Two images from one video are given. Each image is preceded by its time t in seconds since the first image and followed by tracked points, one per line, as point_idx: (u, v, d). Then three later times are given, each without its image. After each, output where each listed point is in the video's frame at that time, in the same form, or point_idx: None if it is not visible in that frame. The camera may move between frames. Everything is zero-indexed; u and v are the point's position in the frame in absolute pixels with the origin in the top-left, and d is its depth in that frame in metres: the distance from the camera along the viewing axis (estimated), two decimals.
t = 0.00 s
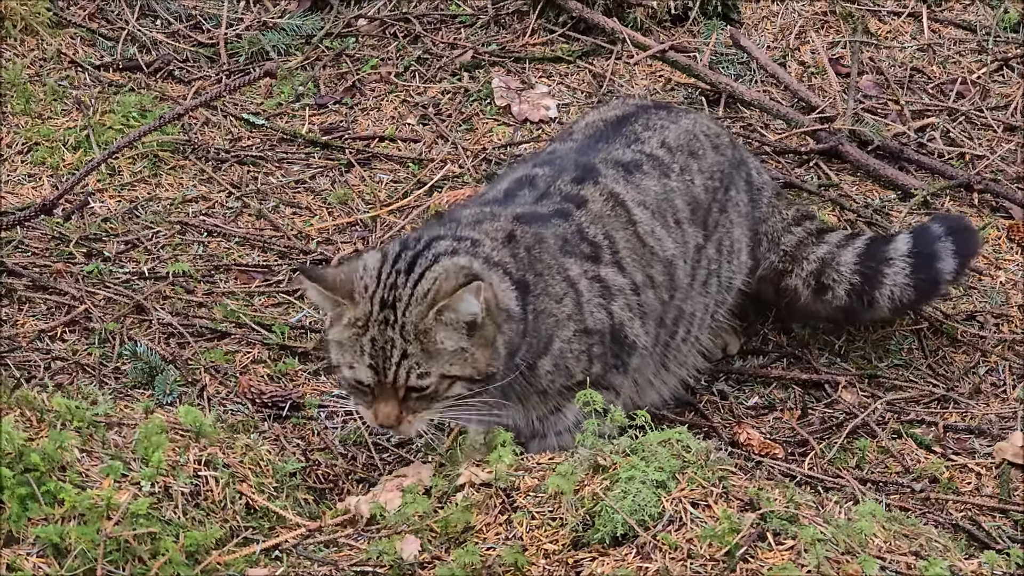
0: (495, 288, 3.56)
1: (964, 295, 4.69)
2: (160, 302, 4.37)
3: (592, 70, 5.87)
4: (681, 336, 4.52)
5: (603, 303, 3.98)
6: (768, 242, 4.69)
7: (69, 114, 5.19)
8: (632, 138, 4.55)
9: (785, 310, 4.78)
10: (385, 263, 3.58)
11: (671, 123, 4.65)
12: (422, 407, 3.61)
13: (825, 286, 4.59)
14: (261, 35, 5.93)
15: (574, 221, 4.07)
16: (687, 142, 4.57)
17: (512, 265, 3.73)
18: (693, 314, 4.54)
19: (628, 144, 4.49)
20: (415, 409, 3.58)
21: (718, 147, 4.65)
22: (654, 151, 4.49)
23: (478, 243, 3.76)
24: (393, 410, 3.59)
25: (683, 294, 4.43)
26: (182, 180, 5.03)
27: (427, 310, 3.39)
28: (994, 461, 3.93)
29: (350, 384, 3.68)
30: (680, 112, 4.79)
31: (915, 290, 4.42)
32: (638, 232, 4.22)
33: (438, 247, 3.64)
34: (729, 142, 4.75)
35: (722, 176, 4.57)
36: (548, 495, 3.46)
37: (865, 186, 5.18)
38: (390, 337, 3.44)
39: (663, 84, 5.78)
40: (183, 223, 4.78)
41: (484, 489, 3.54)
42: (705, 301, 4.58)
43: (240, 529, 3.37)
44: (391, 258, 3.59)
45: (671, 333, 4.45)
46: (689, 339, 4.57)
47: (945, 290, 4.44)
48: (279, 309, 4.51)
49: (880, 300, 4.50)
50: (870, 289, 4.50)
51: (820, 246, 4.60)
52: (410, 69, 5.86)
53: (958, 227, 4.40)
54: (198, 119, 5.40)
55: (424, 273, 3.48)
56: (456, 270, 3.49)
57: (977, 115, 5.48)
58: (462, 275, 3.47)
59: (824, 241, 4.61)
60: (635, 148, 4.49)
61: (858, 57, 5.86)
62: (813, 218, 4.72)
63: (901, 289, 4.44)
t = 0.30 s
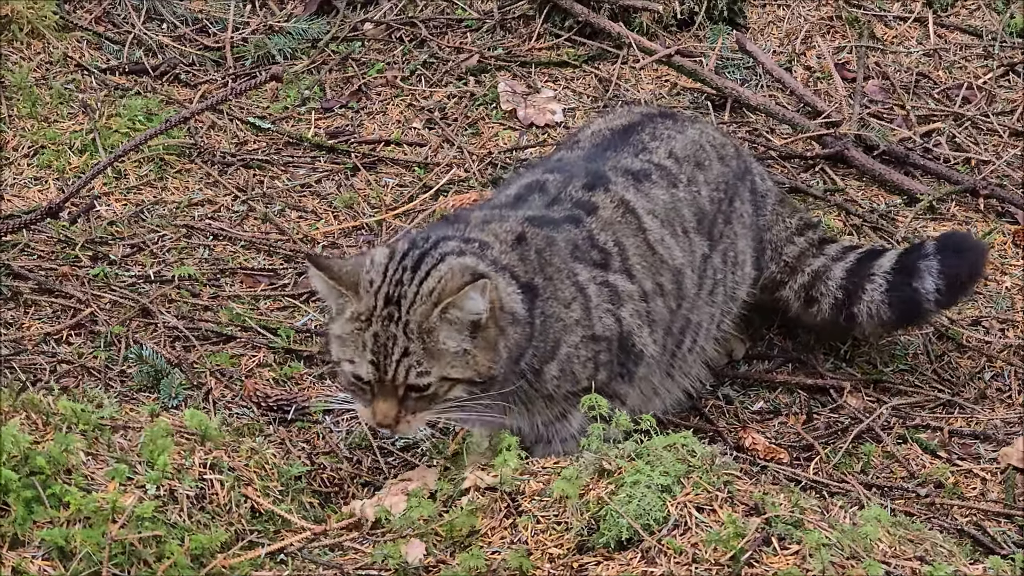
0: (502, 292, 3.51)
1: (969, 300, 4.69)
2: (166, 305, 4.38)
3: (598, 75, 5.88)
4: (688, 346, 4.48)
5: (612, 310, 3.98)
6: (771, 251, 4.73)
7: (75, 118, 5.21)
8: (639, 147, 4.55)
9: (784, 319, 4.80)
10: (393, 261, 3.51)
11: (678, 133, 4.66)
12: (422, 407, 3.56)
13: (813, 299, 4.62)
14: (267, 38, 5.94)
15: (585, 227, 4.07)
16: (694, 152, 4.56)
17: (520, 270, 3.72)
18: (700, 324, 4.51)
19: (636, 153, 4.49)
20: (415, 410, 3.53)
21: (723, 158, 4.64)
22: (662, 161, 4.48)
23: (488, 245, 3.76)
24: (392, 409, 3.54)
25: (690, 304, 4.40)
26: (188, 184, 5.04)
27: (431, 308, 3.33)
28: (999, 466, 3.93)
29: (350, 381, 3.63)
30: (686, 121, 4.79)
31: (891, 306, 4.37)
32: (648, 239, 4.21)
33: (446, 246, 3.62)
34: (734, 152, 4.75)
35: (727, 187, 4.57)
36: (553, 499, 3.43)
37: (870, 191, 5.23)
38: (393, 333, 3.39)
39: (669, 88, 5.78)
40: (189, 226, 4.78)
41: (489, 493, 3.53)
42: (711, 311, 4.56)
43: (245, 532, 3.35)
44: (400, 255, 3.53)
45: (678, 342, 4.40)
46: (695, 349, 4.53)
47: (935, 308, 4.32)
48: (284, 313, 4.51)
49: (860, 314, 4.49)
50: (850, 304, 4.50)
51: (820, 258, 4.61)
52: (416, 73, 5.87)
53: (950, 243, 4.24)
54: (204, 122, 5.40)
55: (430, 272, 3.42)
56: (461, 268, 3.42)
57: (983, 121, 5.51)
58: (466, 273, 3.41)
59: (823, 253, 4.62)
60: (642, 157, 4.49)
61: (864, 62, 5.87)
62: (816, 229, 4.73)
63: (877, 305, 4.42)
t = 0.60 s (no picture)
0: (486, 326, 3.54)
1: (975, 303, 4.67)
2: (171, 307, 4.38)
3: (603, 78, 5.89)
4: (697, 356, 4.51)
5: (619, 327, 3.99)
6: (769, 254, 4.72)
7: (81, 120, 5.22)
8: (643, 159, 4.52)
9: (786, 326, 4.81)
10: (381, 308, 3.56)
11: (680, 145, 4.64)
12: (405, 461, 3.53)
13: (798, 305, 4.66)
14: (272, 40, 5.95)
15: (591, 244, 4.07)
16: (696, 164, 4.56)
17: (518, 299, 3.74)
18: (709, 334, 4.56)
19: (639, 165, 4.47)
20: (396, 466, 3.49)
21: (725, 167, 4.63)
22: (666, 173, 4.47)
23: (477, 279, 3.77)
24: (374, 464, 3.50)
25: (698, 314, 4.45)
26: (193, 186, 5.05)
27: (410, 362, 3.32)
28: (1004, 470, 3.94)
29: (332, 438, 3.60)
30: (687, 130, 4.77)
31: (859, 324, 4.40)
32: (655, 253, 4.24)
33: (430, 293, 3.62)
34: (737, 160, 4.72)
35: (729, 199, 4.57)
36: (558, 502, 3.40)
37: (875, 194, 5.25)
38: (374, 391, 3.38)
39: (675, 91, 5.78)
40: (194, 228, 4.79)
41: (494, 496, 3.50)
42: (719, 322, 4.59)
43: (251, 534, 3.34)
44: (388, 302, 3.58)
45: (688, 352, 4.44)
46: (703, 359, 4.57)
47: (903, 334, 4.26)
48: (290, 315, 4.51)
49: (835, 328, 4.52)
50: (828, 316, 4.52)
51: (814, 266, 4.59)
52: (421, 76, 5.89)
53: (928, 273, 4.06)
54: (209, 125, 5.42)
55: (412, 321, 3.43)
56: (440, 318, 3.43)
57: (988, 124, 5.52)
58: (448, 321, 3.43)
59: (816, 260, 4.59)
60: (646, 169, 4.47)
61: (869, 66, 5.88)
62: (814, 233, 4.70)
63: (849, 322, 4.44)
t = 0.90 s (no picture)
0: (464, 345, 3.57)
1: (979, 305, 4.67)
2: (176, 308, 4.38)
3: (608, 79, 5.90)
4: (685, 370, 4.47)
5: (599, 337, 3.97)
6: (765, 264, 4.71)
7: (86, 121, 5.23)
8: (633, 172, 4.53)
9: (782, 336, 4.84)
10: (363, 342, 3.57)
11: (673, 157, 4.64)
12: (406, 487, 3.55)
13: (790, 316, 4.67)
14: (277, 42, 5.97)
15: (569, 253, 4.08)
16: (688, 177, 4.56)
17: (494, 320, 3.77)
18: (696, 349, 4.51)
19: (629, 178, 4.48)
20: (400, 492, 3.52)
21: (719, 180, 4.64)
22: (655, 186, 4.48)
23: (449, 301, 3.80)
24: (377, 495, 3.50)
25: (684, 327, 4.42)
26: (198, 187, 5.06)
27: (406, 388, 3.39)
28: (1008, 472, 3.94)
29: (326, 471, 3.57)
30: (682, 140, 4.77)
31: (848, 342, 4.38)
32: (637, 263, 4.23)
33: (406, 317, 3.67)
34: (732, 174, 4.72)
35: (721, 213, 4.57)
36: (562, 503, 3.37)
37: (879, 196, 5.26)
38: (374, 424, 3.41)
39: (679, 93, 5.80)
40: (199, 230, 4.80)
41: (499, 497, 3.47)
42: (708, 335, 4.57)
43: (255, 536, 3.33)
44: (369, 333, 3.59)
45: (675, 366, 4.40)
46: (691, 374, 4.51)
47: (891, 355, 4.24)
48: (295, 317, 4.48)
49: (823, 342, 4.53)
50: (817, 330, 4.54)
51: (807, 279, 4.59)
52: (425, 77, 5.89)
53: (920, 300, 4.02)
54: (214, 126, 5.43)
55: (399, 352, 3.47)
56: (426, 341, 3.48)
57: (993, 126, 5.53)
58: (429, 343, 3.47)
59: (811, 273, 4.60)
60: (636, 183, 4.47)
61: (873, 68, 5.89)
62: (810, 243, 4.70)
63: (839, 338, 4.43)
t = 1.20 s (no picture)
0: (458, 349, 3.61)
1: (983, 307, 4.67)
2: (180, 309, 4.38)
3: (612, 81, 5.91)
4: (679, 374, 4.48)
5: (588, 336, 4.00)
6: (768, 271, 4.71)
7: (90, 122, 5.23)
8: (632, 176, 4.51)
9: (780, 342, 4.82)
10: (355, 340, 3.57)
11: (674, 162, 4.63)
12: (399, 488, 3.56)
13: (785, 322, 4.67)
14: (282, 43, 5.97)
15: (557, 255, 4.10)
16: (688, 183, 4.54)
17: (482, 321, 3.79)
18: (691, 353, 4.51)
19: (626, 182, 4.47)
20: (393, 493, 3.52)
21: (721, 186, 4.62)
22: (653, 192, 4.47)
23: (442, 302, 3.82)
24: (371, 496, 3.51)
25: (679, 332, 4.42)
26: (202, 188, 5.06)
27: (398, 384, 3.39)
28: (1012, 474, 3.94)
29: (321, 471, 3.57)
30: (686, 144, 4.76)
31: (834, 348, 4.40)
32: (628, 266, 4.24)
33: (400, 318, 3.68)
34: (736, 179, 4.69)
35: (723, 219, 4.55)
36: (566, 504, 3.35)
37: (884, 197, 5.26)
38: (367, 419, 3.42)
39: (683, 94, 5.82)
40: (202, 231, 4.80)
41: (502, 498, 3.45)
42: (704, 340, 4.56)
43: (259, 537, 3.33)
44: (361, 334, 3.59)
45: (668, 371, 4.40)
46: (686, 379, 4.51)
47: (875, 367, 4.27)
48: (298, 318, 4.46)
49: (813, 348, 4.53)
50: (809, 336, 4.53)
51: (809, 286, 4.60)
52: (429, 78, 5.90)
53: (905, 312, 4.08)
54: (218, 127, 5.43)
55: (391, 349, 3.49)
56: (420, 342, 3.50)
57: (997, 127, 5.53)
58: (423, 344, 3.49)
59: (812, 280, 4.61)
60: (633, 187, 4.46)
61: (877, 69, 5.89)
62: (813, 252, 4.72)
63: (826, 343, 4.44)
